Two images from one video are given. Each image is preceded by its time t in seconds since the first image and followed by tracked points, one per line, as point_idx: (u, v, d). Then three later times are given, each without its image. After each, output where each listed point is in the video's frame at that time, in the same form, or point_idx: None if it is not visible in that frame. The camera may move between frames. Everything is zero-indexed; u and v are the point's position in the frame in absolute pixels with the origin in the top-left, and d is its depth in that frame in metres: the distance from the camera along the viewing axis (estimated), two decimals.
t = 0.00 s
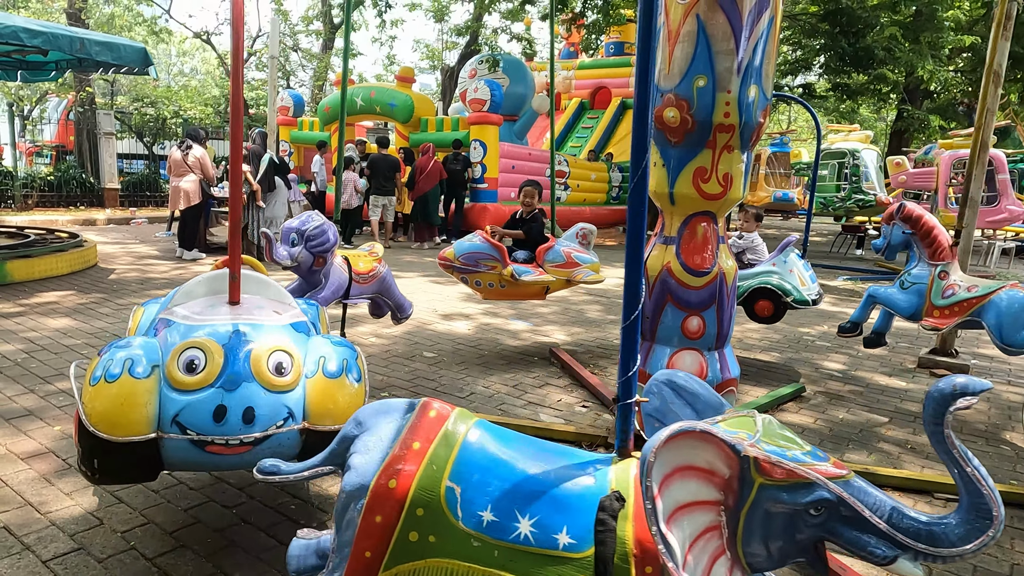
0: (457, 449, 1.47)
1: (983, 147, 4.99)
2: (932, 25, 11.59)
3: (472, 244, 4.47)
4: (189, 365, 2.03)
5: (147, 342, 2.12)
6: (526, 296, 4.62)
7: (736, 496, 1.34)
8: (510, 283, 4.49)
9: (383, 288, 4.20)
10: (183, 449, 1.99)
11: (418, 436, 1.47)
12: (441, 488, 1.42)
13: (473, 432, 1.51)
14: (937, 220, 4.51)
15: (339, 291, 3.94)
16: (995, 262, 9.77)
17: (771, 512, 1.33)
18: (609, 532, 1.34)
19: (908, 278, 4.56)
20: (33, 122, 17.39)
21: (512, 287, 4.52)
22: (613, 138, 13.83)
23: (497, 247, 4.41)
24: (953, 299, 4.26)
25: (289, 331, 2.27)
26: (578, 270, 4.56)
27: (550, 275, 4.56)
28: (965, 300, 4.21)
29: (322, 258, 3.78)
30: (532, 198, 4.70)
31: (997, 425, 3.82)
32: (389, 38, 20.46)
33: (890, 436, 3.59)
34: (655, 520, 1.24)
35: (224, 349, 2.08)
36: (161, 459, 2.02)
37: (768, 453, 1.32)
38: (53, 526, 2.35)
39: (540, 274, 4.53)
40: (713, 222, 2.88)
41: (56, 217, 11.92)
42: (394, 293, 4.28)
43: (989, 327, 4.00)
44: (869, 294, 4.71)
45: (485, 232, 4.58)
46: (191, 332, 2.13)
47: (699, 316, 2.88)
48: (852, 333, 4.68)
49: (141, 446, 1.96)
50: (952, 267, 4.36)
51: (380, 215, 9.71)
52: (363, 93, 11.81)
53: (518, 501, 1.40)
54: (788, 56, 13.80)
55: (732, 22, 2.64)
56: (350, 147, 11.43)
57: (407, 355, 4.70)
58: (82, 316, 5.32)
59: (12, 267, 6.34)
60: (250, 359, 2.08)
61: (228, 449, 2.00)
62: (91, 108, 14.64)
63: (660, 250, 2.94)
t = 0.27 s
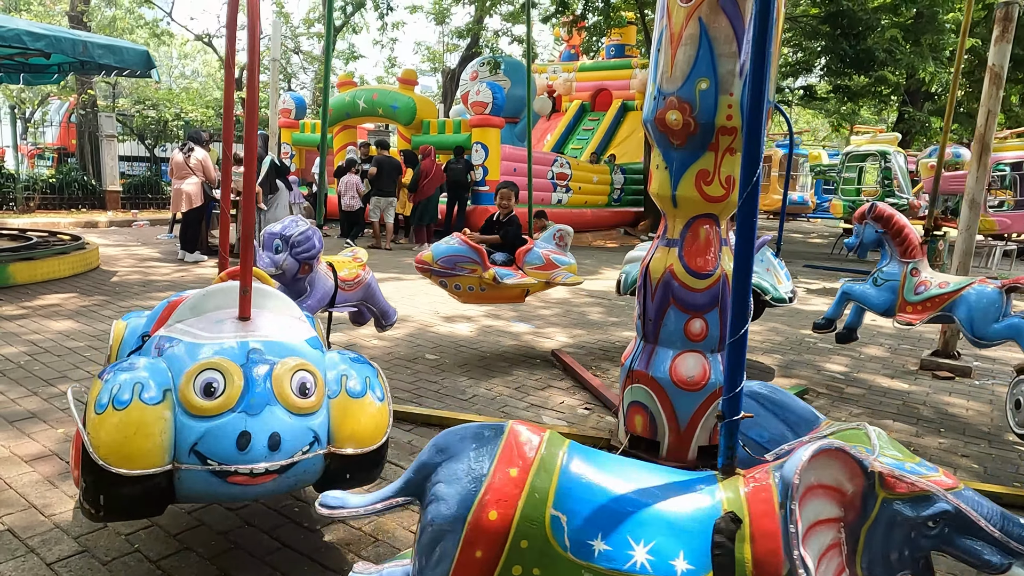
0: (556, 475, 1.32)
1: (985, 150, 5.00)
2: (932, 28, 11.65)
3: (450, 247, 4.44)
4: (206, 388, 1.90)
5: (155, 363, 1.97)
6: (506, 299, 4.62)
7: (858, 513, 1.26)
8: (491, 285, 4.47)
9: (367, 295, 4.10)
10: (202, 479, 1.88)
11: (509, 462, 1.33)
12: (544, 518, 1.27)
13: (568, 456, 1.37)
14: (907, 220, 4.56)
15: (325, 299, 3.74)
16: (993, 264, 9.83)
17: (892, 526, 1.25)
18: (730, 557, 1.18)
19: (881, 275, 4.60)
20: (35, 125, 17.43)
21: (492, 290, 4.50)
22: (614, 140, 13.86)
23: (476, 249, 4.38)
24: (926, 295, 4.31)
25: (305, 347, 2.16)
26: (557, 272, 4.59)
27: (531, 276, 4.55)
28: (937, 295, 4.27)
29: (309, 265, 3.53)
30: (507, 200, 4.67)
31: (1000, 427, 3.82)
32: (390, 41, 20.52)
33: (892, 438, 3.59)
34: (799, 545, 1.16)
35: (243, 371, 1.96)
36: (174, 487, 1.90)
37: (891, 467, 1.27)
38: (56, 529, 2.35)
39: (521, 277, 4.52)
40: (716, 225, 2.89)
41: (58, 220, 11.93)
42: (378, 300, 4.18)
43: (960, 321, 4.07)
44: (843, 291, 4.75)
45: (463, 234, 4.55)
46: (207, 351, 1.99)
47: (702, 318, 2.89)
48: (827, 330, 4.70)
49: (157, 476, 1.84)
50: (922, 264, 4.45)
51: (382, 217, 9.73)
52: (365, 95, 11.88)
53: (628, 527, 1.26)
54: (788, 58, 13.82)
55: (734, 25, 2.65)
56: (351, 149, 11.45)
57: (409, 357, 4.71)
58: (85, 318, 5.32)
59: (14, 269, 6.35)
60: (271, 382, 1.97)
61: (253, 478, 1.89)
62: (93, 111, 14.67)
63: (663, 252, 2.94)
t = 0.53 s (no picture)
0: (668, 502, 1.32)
1: (985, 152, 5.00)
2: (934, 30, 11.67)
3: (428, 250, 4.36)
4: (241, 414, 1.75)
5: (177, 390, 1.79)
6: (484, 302, 4.57)
7: (976, 522, 1.22)
8: (470, 288, 4.41)
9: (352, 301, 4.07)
10: (240, 513, 1.72)
11: (618, 489, 1.32)
12: (660, 542, 1.28)
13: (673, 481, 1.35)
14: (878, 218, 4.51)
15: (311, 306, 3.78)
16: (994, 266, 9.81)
17: (1008, 535, 1.24)
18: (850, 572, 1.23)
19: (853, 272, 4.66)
20: (36, 127, 17.45)
21: (470, 293, 4.44)
22: (614, 141, 13.88)
23: (454, 251, 4.29)
24: (898, 291, 4.47)
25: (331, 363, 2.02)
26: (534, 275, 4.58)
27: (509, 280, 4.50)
28: (908, 291, 4.42)
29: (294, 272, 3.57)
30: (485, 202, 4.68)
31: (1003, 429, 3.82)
32: (391, 42, 20.54)
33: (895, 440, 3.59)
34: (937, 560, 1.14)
35: (278, 393, 1.81)
36: (207, 522, 1.73)
37: (1005, 476, 1.26)
38: (59, 531, 2.35)
39: (502, 280, 4.49)
40: (717, 227, 2.89)
41: (59, 222, 11.94)
42: (362, 308, 4.19)
43: (932, 316, 4.29)
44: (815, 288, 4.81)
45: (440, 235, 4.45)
46: (236, 372, 1.84)
47: (703, 320, 2.88)
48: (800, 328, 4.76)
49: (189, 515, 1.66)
50: (892, 260, 4.55)
51: (382, 219, 9.74)
52: (366, 97, 11.90)
53: (748, 550, 1.26)
54: (789, 60, 13.82)
55: (735, 28, 2.66)
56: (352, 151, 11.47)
57: (411, 359, 4.71)
58: (86, 321, 5.33)
59: (16, 272, 6.36)
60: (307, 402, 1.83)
61: (294, 509, 1.75)
62: (94, 113, 14.68)
63: (664, 254, 2.94)
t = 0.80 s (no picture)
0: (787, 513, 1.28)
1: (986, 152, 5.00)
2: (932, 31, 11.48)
3: (405, 253, 4.26)
4: (298, 440, 1.59)
5: (224, 416, 1.61)
6: (463, 305, 4.50)
7: None
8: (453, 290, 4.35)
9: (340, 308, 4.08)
10: (302, 549, 1.55)
11: (738, 508, 1.28)
12: (786, 563, 1.24)
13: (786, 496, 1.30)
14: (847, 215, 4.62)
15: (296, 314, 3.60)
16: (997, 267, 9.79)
17: None
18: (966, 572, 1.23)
19: (826, 270, 4.72)
20: (37, 129, 17.48)
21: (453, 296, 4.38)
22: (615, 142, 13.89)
23: (435, 253, 4.24)
24: (870, 287, 4.55)
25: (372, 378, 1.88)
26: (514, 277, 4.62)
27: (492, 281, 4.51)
28: (880, 286, 4.53)
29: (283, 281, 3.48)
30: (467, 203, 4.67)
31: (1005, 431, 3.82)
32: (391, 44, 20.57)
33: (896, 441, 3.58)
34: None
35: (333, 415, 1.66)
36: (267, 558, 1.55)
37: None
38: (60, 532, 2.36)
39: (484, 283, 4.46)
40: (718, 228, 2.89)
41: (60, 224, 11.96)
42: (349, 315, 4.17)
43: (903, 310, 4.44)
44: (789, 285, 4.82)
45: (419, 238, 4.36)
46: (287, 394, 1.67)
47: (704, 322, 2.88)
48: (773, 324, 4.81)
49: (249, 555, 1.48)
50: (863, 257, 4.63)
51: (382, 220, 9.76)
52: (367, 99, 11.91)
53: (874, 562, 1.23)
54: (789, 61, 13.82)
55: (735, 29, 2.66)
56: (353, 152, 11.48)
57: (412, 360, 4.72)
58: (88, 322, 5.34)
59: (18, 274, 6.37)
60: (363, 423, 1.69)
61: (360, 539, 1.59)
62: (95, 115, 14.70)
63: (664, 256, 2.95)
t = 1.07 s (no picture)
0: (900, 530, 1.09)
1: (986, 152, 4.99)
2: (933, 32, 11.55)
3: (385, 257, 4.17)
4: (377, 467, 1.33)
5: (284, 445, 1.34)
6: (445, 307, 4.49)
7: None
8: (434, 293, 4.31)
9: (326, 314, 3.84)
10: None
11: (855, 521, 1.09)
12: None
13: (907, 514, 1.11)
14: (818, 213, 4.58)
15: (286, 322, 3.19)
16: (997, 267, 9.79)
17: None
18: None
19: (798, 267, 4.74)
20: (39, 131, 17.54)
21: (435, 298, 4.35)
22: (615, 143, 13.90)
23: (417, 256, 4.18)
24: (843, 283, 4.53)
25: (435, 395, 1.63)
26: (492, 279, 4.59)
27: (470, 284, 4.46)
28: (851, 281, 4.52)
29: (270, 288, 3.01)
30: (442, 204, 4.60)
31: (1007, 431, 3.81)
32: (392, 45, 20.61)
33: (897, 441, 3.58)
34: None
35: (407, 434, 1.42)
36: None
37: None
38: (61, 534, 2.36)
39: (468, 285, 4.45)
40: (717, 228, 2.89)
41: (61, 226, 11.99)
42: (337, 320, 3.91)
43: (875, 306, 4.45)
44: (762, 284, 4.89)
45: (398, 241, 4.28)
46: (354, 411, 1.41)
47: (704, 322, 2.88)
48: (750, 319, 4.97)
49: None
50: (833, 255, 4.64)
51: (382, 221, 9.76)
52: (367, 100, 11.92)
53: None
54: (789, 61, 13.84)
55: (734, 30, 2.66)
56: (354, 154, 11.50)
57: (412, 361, 4.72)
58: (89, 323, 5.35)
59: (19, 275, 6.38)
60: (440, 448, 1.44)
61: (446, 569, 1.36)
62: (96, 117, 14.74)
63: (664, 256, 2.95)
